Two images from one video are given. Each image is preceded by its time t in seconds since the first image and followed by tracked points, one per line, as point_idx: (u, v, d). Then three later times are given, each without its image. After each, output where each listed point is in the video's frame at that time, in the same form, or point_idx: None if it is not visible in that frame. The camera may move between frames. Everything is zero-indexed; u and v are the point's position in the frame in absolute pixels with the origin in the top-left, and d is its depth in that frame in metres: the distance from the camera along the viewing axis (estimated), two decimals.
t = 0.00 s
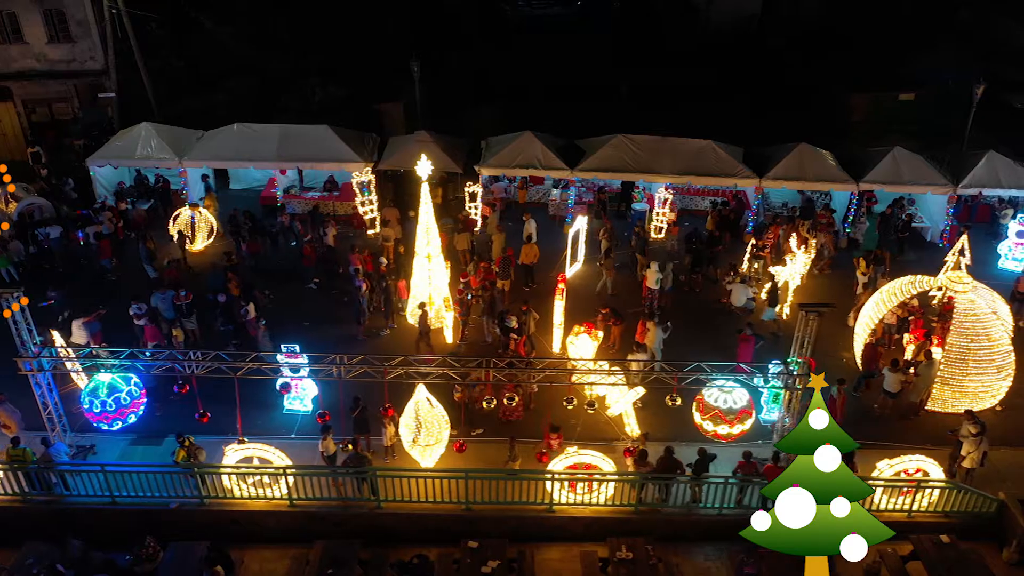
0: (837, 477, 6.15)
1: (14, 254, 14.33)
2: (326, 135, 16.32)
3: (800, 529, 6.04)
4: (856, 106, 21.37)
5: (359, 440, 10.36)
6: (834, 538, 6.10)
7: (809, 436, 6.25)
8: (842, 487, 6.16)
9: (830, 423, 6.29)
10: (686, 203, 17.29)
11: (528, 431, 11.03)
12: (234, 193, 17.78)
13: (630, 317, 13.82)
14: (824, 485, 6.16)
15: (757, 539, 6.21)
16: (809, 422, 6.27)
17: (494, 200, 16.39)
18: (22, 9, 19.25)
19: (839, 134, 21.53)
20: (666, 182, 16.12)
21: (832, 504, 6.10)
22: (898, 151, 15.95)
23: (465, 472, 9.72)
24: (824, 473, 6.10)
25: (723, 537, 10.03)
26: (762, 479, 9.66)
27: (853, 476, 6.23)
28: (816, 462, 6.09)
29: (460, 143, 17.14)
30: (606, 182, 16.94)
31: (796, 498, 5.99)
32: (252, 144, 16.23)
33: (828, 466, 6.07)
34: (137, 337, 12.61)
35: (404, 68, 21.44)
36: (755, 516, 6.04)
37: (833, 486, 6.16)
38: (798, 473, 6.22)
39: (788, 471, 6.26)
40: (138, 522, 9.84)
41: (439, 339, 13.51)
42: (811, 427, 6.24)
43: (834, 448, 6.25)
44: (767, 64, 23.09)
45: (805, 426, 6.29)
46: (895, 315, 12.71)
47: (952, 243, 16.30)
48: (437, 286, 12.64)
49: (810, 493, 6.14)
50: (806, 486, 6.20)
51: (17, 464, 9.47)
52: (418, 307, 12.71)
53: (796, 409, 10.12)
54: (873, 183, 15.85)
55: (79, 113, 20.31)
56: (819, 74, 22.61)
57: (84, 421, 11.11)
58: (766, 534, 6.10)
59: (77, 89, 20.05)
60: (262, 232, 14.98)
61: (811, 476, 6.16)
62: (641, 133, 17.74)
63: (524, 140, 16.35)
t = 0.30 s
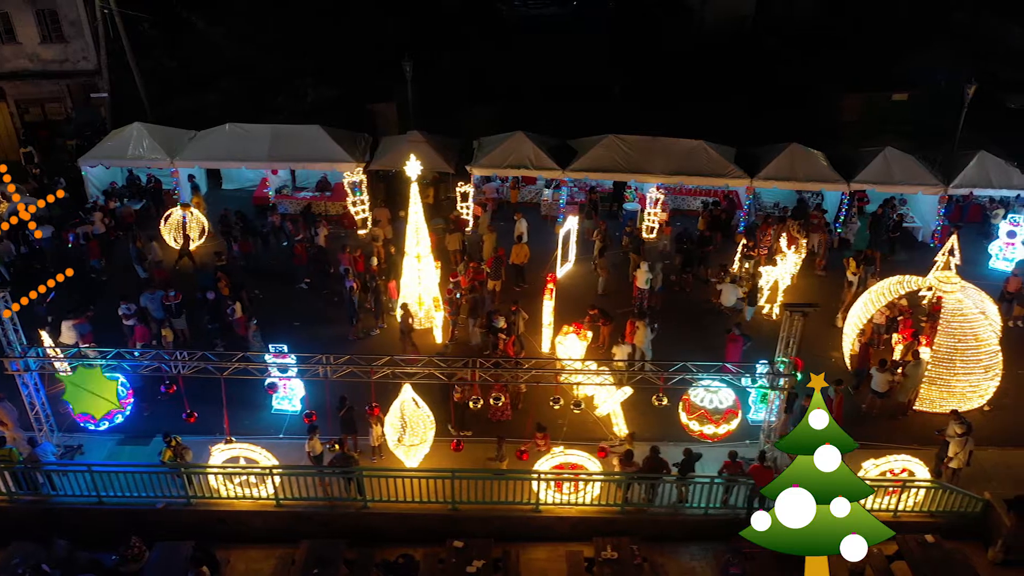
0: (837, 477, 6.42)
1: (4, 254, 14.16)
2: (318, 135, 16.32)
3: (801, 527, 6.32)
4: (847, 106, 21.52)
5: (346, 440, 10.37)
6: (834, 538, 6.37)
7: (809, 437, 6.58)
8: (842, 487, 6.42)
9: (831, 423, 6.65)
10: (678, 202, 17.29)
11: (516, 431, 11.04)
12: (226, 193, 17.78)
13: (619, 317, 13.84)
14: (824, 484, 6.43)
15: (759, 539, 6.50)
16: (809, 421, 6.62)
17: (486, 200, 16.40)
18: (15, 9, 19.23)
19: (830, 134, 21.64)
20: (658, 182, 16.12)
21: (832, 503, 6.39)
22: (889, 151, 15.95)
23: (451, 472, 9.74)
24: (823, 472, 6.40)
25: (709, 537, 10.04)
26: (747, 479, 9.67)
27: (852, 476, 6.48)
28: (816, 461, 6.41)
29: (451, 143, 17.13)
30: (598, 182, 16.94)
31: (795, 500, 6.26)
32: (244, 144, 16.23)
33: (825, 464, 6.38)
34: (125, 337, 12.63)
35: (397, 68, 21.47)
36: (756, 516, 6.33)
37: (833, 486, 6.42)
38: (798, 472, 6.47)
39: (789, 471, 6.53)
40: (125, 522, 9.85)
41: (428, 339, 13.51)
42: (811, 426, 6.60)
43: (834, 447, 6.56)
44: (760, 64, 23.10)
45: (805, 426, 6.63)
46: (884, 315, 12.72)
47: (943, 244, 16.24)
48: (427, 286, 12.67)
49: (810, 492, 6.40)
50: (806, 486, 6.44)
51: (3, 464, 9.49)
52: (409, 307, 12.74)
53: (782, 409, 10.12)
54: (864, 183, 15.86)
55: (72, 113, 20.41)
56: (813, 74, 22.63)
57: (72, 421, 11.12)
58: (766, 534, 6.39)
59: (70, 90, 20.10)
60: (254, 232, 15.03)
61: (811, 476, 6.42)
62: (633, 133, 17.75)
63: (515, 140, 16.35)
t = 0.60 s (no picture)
0: (837, 477, 6.21)
1: None
2: (309, 135, 16.32)
3: (800, 527, 6.12)
4: (840, 106, 21.08)
5: (330, 440, 10.38)
6: (834, 539, 6.16)
7: (808, 436, 6.40)
8: (842, 487, 6.21)
9: (830, 423, 6.48)
10: (669, 202, 17.29)
11: (502, 431, 11.05)
12: (217, 193, 17.80)
13: (607, 317, 13.86)
14: (824, 484, 6.22)
15: (758, 540, 6.26)
16: (809, 421, 6.45)
17: (476, 200, 16.41)
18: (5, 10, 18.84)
19: (825, 134, 20.98)
20: (647, 182, 16.12)
21: (834, 502, 6.18)
22: (879, 150, 15.96)
23: (434, 472, 9.75)
24: (823, 472, 6.21)
25: (692, 538, 10.05)
26: (731, 479, 9.68)
27: (854, 476, 6.27)
28: (816, 459, 6.22)
29: (442, 143, 17.13)
30: (588, 182, 16.94)
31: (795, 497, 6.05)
32: (234, 145, 16.24)
33: (826, 461, 6.20)
34: (113, 337, 12.63)
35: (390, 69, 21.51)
36: (756, 515, 6.17)
37: (833, 486, 6.22)
38: (798, 472, 6.28)
39: (788, 471, 6.33)
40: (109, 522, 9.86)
41: (416, 339, 13.50)
42: (811, 426, 6.42)
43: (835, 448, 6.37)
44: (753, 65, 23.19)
45: (805, 426, 6.46)
46: (871, 315, 12.73)
47: (932, 243, 16.08)
48: (416, 286, 12.69)
49: (809, 493, 6.20)
50: (806, 486, 6.25)
51: None
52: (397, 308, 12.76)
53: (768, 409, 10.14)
54: (854, 183, 15.86)
55: (64, 114, 20.16)
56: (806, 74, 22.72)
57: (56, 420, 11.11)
58: (765, 534, 6.19)
59: (61, 90, 19.83)
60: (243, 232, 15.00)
61: (811, 475, 6.23)
62: (624, 133, 17.76)
63: (505, 140, 16.37)
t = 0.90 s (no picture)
0: (837, 477, 5.98)
1: None
2: (301, 135, 16.34)
3: (800, 528, 5.90)
4: (834, 107, 21.17)
5: (319, 440, 10.40)
6: (833, 540, 5.93)
7: (806, 436, 6.16)
8: (842, 487, 5.99)
9: (830, 424, 6.24)
10: (661, 202, 17.29)
11: (491, 431, 11.07)
12: (210, 193, 17.81)
13: (598, 317, 13.86)
14: (823, 483, 6.01)
15: (756, 539, 6.04)
16: (809, 421, 6.22)
17: (468, 200, 16.40)
18: None
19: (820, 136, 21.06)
20: (640, 182, 16.12)
21: (833, 503, 5.95)
22: (871, 150, 15.97)
23: (422, 472, 9.75)
24: (822, 471, 5.99)
25: (680, 538, 10.04)
26: (718, 479, 9.70)
27: (854, 476, 6.05)
28: (816, 459, 5.98)
29: (435, 143, 17.13)
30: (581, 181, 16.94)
31: (794, 497, 5.84)
32: (227, 145, 16.25)
33: (827, 460, 5.95)
34: (104, 337, 12.63)
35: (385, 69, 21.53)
36: (755, 515, 5.96)
37: (833, 485, 6.00)
38: (798, 472, 6.04)
39: (788, 470, 6.08)
40: (96, 522, 9.88)
41: (407, 339, 13.49)
42: (811, 426, 6.18)
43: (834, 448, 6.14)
44: (748, 67, 23.25)
45: (805, 426, 6.23)
46: (861, 315, 12.73)
47: (925, 243, 16.21)
48: (406, 286, 12.69)
49: (809, 492, 5.97)
50: (806, 486, 6.02)
51: None
52: (388, 308, 12.78)
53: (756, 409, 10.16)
54: (846, 183, 15.87)
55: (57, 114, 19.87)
56: (801, 75, 22.78)
57: (45, 421, 11.12)
58: (764, 533, 5.95)
59: (56, 90, 19.65)
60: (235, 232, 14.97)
61: (810, 475, 6.00)
62: (617, 133, 17.77)
63: (498, 141, 16.37)
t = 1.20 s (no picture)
0: (835, 477, 6.54)
1: None
2: (290, 135, 16.35)
3: (800, 528, 6.42)
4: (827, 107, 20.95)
5: (303, 440, 10.41)
6: (832, 539, 6.47)
7: (808, 438, 6.71)
8: (840, 487, 6.55)
9: (829, 424, 6.77)
10: (652, 203, 17.30)
11: (476, 431, 11.07)
12: (201, 194, 17.82)
13: (586, 317, 13.87)
14: (822, 483, 6.56)
15: (756, 539, 6.59)
16: (809, 422, 6.73)
17: (458, 200, 16.39)
18: None
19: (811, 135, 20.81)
20: (629, 182, 16.13)
21: (832, 503, 6.51)
22: (860, 151, 15.98)
23: (404, 472, 9.76)
24: (820, 472, 6.55)
25: (663, 538, 10.04)
26: (700, 479, 9.71)
27: (853, 476, 6.61)
28: (816, 460, 6.53)
29: (425, 143, 17.14)
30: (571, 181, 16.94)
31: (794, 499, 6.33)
32: (217, 146, 16.25)
33: (826, 463, 6.49)
34: (92, 338, 12.60)
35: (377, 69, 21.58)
36: (756, 515, 6.49)
37: (832, 485, 6.55)
38: (797, 472, 6.61)
39: (788, 471, 6.66)
40: (79, 522, 9.89)
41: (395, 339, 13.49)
42: (811, 427, 6.71)
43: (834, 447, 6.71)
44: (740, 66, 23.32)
45: (805, 426, 6.76)
46: (848, 315, 12.75)
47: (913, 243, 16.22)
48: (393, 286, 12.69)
49: (809, 491, 6.54)
50: (805, 486, 6.58)
51: None
52: (376, 308, 12.77)
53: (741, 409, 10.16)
54: (835, 183, 15.88)
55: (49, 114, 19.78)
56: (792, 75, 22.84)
57: (30, 421, 11.13)
58: (763, 533, 6.50)
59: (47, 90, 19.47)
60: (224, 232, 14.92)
61: (810, 475, 6.56)
62: (608, 133, 17.79)
63: (487, 141, 16.37)
